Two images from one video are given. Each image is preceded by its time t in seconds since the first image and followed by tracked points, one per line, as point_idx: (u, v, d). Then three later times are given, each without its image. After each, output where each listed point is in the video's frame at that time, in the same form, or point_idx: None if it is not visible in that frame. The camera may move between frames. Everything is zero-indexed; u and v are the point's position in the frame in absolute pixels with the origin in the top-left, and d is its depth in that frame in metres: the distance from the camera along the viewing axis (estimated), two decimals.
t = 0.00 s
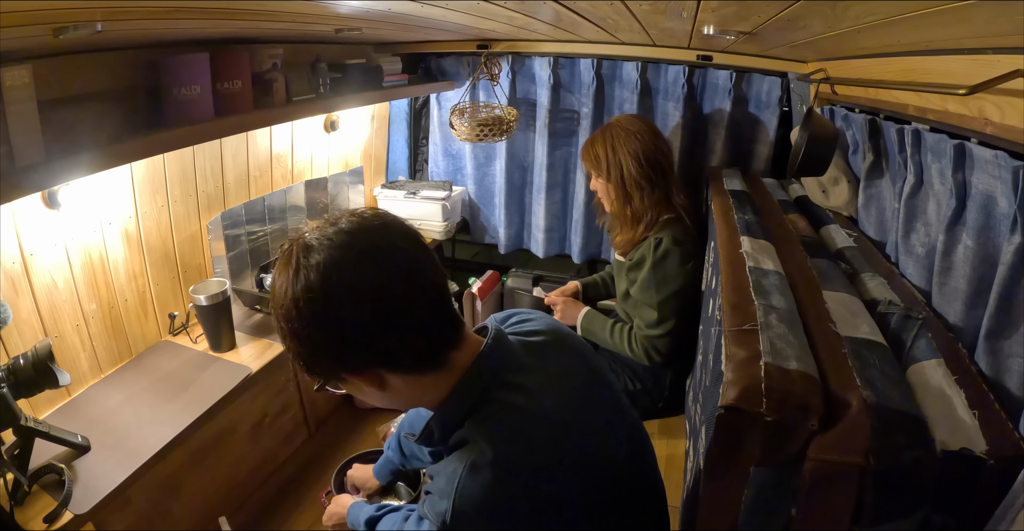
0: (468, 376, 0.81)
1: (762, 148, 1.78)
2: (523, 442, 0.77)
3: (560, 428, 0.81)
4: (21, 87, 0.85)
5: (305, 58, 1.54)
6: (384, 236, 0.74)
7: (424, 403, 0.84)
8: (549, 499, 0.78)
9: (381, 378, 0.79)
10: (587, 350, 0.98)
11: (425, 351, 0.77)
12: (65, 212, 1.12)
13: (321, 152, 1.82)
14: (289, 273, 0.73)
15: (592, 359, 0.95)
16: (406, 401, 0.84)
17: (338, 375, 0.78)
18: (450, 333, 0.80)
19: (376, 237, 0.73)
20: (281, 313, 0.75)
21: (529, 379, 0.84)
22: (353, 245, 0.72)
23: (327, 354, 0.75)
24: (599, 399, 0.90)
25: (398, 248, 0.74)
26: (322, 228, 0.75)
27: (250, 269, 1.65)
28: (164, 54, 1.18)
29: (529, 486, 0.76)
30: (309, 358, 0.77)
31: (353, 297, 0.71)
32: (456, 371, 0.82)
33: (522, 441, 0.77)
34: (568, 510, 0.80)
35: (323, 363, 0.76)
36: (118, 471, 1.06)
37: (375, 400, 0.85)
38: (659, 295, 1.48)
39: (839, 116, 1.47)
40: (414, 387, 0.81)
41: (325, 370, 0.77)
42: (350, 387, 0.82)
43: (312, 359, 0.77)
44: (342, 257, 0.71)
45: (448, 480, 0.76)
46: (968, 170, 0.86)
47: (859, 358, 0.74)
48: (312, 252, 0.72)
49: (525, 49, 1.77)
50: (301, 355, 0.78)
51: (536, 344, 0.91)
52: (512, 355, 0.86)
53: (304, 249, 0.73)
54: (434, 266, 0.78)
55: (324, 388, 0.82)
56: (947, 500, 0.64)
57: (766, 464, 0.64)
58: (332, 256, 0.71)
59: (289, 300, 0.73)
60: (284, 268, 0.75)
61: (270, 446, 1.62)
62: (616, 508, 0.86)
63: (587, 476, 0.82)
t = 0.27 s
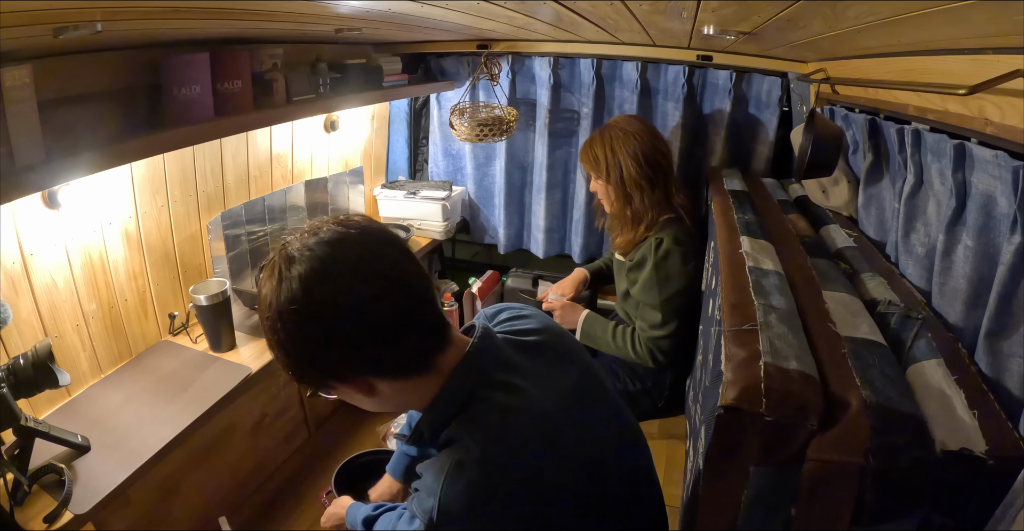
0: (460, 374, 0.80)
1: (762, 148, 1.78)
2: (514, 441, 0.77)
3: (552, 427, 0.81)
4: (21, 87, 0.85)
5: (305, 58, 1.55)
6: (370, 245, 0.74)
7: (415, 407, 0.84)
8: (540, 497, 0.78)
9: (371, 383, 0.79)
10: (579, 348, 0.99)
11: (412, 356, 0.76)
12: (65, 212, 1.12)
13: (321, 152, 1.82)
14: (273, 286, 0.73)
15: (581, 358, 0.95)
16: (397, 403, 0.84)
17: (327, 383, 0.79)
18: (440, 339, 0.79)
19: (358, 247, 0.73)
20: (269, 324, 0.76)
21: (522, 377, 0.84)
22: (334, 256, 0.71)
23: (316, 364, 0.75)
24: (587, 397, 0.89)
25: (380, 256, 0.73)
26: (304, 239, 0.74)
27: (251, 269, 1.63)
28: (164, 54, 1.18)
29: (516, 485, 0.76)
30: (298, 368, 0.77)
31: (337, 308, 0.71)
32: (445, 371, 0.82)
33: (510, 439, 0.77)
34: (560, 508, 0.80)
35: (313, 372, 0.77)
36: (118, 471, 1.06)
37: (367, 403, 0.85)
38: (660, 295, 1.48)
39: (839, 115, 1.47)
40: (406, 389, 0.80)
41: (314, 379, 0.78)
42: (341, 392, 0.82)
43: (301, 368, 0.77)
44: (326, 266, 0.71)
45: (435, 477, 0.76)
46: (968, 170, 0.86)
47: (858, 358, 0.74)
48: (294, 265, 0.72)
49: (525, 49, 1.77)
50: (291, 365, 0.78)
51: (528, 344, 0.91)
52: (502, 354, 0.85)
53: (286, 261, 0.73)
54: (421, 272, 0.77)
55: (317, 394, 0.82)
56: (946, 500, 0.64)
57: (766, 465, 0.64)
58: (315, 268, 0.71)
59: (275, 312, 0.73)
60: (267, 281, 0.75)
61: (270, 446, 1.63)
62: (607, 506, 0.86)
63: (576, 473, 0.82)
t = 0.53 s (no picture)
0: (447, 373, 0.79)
1: (762, 148, 1.78)
2: (501, 440, 0.77)
3: (541, 425, 0.81)
4: (21, 87, 0.85)
5: (305, 58, 1.55)
6: (351, 247, 0.74)
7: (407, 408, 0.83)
8: (528, 495, 0.78)
9: (361, 387, 0.79)
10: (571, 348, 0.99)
11: (401, 359, 0.77)
12: (65, 212, 1.12)
13: (321, 152, 1.82)
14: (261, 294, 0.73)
15: (570, 354, 0.95)
16: (388, 406, 0.84)
17: (316, 388, 0.78)
18: (426, 338, 0.79)
19: (346, 253, 0.73)
20: (259, 331, 0.76)
21: (510, 376, 0.84)
22: (322, 263, 0.72)
23: (306, 370, 0.75)
24: (579, 394, 0.89)
25: (368, 262, 0.74)
26: (291, 245, 0.75)
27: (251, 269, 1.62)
28: (164, 54, 1.18)
29: (505, 483, 0.77)
30: (288, 375, 0.77)
31: (325, 314, 0.71)
32: (432, 370, 0.81)
33: (497, 439, 0.77)
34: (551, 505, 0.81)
35: (303, 379, 0.76)
36: (118, 471, 1.06)
37: (359, 407, 0.84)
38: (660, 294, 1.48)
39: (839, 115, 1.47)
40: (395, 391, 0.80)
41: (304, 384, 0.78)
42: (332, 397, 0.82)
43: (291, 375, 0.77)
44: (313, 273, 0.71)
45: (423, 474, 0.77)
46: (968, 170, 0.86)
47: (858, 358, 0.74)
48: (281, 271, 0.72)
49: (525, 49, 1.77)
50: (281, 372, 0.78)
51: (517, 342, 0.91)
52: (489, 352, 0.85)
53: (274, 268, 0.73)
54: (405, 273, 0.78)
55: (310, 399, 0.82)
56: (946, 500, 0.64)
57: (766, 464, 0.64)
58: (303, 274, 0.71)
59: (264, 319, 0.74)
60: (256, 288, 0.75)
61: (270, 445, 1.63)
62: (602, 503, 0.86)
63: (569, 471, 0.82)
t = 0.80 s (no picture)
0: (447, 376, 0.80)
1: (762, 148, 1.78)
2: (502, 441, 0.78)
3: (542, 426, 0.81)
4: (21, 88, 0.85)
5: (305, 58, 1.54)
6: (348, 250, 0.74)
7: (408, 412, 0.83)
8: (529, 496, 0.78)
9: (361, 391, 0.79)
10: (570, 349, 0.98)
11: (400, 363, 0.76)
12: (65, 212, 1.12)
13: (321, 152, 1.82)
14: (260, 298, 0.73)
15: (569, 356, 0.95)
16: (388, 409, 0.83)
17: (317, 392, 0.78)
18: (425, 340, 0.79)
19: (343, 257, 0.73)
20: (258, 336, 0.76)
21: (510, 377, 0.84)
22: (320, 267, 0.72)
23: (305, 373, 0.75)
24: (579, 394, 0.89)
25: (366, 266, 0.73)
26: (290, 249, 0.75)
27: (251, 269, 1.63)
28: (164, 54, 1.18)
29: (505, 484, 0.77)
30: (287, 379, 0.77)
31: (323, 319, 0.71)
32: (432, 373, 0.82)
33: (496, 440, 0.77)
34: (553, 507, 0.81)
35: (302, 383, 0.76)
36: (119, 471, 1.06)
37: (360, 409, 0.84)
38: (660, 293, 1.48)
39: (839, 115, 1.47)
40: (396, 394, 0.80)
41: (304, 388, 0.77)
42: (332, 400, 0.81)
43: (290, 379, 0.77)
44: (311, 277, 0.71)
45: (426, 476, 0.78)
46: (968, 170, 0.86)
47: (858, 358, 0.74)
48: (280, 276, 0.72)
49: (525, 49, 1.77)
50: (280, 376, 0.78)
51: (516, 343, 0.91)
52: (489, 354, 0.85)
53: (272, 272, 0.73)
54: (403, 276, 0.78)
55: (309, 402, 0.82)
56: (946, 500, 0.64)
57: (766, 465, 0.64)
58: (301, 278, 0.71)
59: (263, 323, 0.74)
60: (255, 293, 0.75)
61: (270, 445, 1.63)
62: (604, 504, 0.86)
63: (569, 472, 0.82)
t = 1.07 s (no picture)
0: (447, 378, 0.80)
1: (762, 148, 1.78)
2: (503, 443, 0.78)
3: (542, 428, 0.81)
4: (21, 88, 0.85)
5: (305, 58, 1.54)
6: (345, 256, 0.73)
7: (408, 415, 0.83)
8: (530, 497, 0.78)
9: (360, 395, 0.79)
10: (572, 350, 0.99)
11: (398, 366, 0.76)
12: (65, 212, 1.12)
13: (321, 152, 1.82)
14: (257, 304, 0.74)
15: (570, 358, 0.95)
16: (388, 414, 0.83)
17: (316, 397, 0.78)
18: (424, 344, 0.79)
19: (339, 262, 0.73)
20: (256, 341, 0.76)
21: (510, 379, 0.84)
22: (315, 272, 0.72)
23: (303, 378, 0.75)
24: (578, 395, 0.89)
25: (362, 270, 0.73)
26: (287, 254, 0.75)
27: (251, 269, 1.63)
28: (163, 54, 1.18)
29: (506, 485, 0.77)
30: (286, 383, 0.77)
31: (319, 324, 0.71)
32: (433, 375, 0.82)
33: (494, 442, 0.77)
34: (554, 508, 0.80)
35: (301, 387, 0.76)
36: (119, 471, 1.06)
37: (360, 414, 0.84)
38: (658, 290, 1.47)
39: (839, 116, 1.47)
40: (395, 398, 0.80)
41: (303, 393, 0.77)
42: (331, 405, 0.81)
43: (289, 383, 0.77)
44: (306, 283, 0.71)
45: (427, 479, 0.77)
46: (968, 170, 0.86)
47: (857, 358, 0.74)
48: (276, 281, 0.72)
49: (525, 49, 1.77)
50: (279, 382, 0.78)
51: (516, 344, 0.91)
52: (489, 356, 0.85)
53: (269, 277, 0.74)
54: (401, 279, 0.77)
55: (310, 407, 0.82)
56: (946, 500, 0.64)
57: (766, 465, 0.64)
58: (297, 284, 0.71)
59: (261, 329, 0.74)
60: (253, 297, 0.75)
61: (270, 445, 1.62)
62: (605, 504, 0.86)
63: (568, 473, 0.82)
